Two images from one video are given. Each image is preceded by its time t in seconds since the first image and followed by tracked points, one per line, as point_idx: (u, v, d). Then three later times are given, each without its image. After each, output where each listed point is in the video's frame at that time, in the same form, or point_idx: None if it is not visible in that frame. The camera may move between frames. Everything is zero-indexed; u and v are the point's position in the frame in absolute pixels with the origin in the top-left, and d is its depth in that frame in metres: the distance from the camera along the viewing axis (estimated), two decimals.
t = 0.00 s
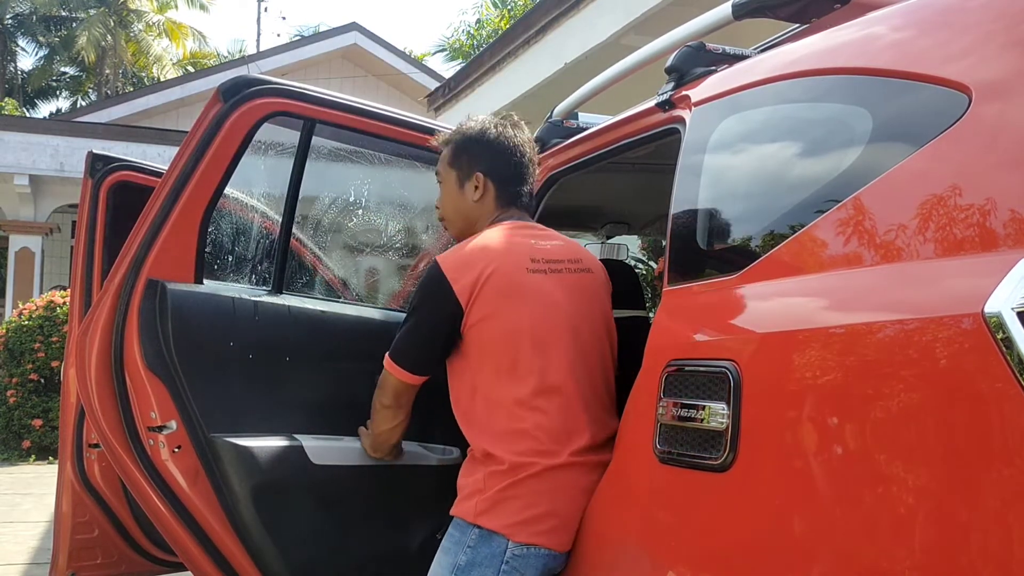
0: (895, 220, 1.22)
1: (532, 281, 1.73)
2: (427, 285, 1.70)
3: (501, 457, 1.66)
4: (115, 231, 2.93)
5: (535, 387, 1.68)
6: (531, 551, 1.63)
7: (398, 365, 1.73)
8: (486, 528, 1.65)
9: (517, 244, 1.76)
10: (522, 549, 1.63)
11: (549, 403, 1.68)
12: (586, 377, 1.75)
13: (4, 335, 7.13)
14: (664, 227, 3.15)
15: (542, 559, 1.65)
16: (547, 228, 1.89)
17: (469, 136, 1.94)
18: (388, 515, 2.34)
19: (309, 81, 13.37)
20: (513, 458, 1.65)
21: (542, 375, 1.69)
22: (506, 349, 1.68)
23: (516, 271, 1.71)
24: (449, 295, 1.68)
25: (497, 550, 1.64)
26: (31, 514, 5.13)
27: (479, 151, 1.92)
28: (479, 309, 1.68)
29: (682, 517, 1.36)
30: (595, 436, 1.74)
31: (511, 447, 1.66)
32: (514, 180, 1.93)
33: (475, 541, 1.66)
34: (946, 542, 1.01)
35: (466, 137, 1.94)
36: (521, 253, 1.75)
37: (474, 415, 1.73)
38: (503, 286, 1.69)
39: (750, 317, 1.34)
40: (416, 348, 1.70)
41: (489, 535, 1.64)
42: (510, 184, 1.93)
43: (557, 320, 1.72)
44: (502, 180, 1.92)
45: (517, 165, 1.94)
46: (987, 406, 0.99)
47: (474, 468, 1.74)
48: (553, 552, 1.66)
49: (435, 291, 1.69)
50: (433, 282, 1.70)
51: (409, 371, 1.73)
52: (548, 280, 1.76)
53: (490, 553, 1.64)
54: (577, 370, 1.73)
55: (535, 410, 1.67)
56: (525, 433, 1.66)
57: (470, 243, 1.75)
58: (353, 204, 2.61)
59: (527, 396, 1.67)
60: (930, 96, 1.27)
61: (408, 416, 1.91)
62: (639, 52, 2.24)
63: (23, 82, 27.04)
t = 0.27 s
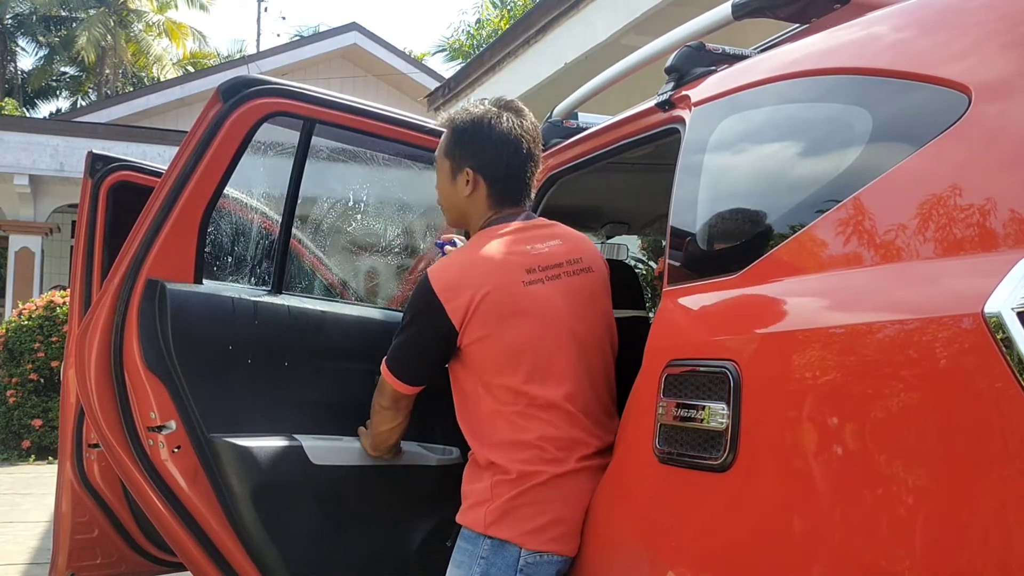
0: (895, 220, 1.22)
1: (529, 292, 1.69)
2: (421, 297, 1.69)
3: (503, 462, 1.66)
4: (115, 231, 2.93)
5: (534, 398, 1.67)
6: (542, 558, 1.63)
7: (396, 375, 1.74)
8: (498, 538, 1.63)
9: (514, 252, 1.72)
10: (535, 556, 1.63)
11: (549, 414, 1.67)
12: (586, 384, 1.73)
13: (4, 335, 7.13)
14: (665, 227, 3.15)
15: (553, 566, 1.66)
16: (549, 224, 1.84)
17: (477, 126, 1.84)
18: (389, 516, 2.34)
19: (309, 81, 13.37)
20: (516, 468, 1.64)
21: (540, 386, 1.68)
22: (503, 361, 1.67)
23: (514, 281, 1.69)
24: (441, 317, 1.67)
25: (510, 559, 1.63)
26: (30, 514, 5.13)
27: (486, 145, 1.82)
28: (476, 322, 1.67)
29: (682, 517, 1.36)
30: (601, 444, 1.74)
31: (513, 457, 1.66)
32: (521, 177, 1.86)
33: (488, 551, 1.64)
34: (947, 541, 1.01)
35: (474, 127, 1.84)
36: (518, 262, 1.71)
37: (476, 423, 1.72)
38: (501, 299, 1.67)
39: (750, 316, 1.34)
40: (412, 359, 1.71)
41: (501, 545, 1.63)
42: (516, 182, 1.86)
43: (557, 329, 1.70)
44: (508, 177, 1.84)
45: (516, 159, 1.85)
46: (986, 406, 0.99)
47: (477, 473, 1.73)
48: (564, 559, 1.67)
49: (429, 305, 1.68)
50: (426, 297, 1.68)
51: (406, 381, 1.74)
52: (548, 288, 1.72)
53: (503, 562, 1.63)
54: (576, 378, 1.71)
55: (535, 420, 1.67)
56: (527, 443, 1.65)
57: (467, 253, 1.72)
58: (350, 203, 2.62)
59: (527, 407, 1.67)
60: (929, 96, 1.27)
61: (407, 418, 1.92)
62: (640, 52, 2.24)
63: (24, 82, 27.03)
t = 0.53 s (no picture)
0: (895, 220, 1.22)
1: (540, 300, 1.68)
2: (432, 305, 1.66)
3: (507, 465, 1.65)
4: (114, 231, 2.93)
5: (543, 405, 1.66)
6: (543, 559, 1.63)
7: (405, 381, 1.71)
8: (498, 538, 1.63)
9: (524, 260, 1.70)
10: (535, 557, 1.63)
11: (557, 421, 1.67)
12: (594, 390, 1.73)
13: (4, 335, 7.13)
14: (665, 228, 3.12)
15: (554, 567, 1.66)
16: (559, 226, 1.82)
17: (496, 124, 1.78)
18: (389, 516, 2.34)
19: (309, 81, 13.37)
20: (522, 472, 1.64)
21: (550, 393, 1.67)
22: (513, 369, 1.66)
23: (524, 286, 1.67)
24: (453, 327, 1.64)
25: (510, 560, 1.63)
26: (30, 514, 5.13)
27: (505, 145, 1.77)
28: (488, 331, 1.64)
29: (682, 518, 1.36)
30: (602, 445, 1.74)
31: (518, 461, 1.65)
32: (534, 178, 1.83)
33: (488, 552, 1.64)
34: (947, 540, 1.01)
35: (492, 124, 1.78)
36: (528, 271, 1.69)
37: (482, 429, 1.71)
38: (512, 306, 1.65)
39: (750, 316, 1.34)
40: (422, 365, 1.68)
41: (500, 545, 1.63)
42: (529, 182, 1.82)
43: (566, 336, 1.69)
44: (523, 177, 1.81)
45: (525, 164, 1.80)
46: (986, 406, 0.99)
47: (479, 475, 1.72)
48: (565, 559, 1.67)
49: (441, 313, 1.65)
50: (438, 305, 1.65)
51: (415, 387, 1.72)
52: (558, 296, 1.71)
53: (502, 562, 1.63)
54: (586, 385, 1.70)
55: (543, 427, 1.66)
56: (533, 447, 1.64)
57: (480, 260, 1.69)
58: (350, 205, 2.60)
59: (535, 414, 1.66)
60: (930, 96, 1.27)
61: (411, 418, 1.91)
62: (640, 52, 2.24)
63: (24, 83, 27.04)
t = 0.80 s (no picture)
0: (895, 220, 1.22)
1: (559, 297, 1.69)
2: (459, 298, 1.64)
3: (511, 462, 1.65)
4: (115, 230, 2.93)
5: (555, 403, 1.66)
6: (540, 555, 1.63)
7: (423, 385, 1.67)
8: (496, 533, 1.63)
9: (542, 257, 1.70)
10: (532, 553, 1.62)
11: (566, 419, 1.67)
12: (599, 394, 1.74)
13: (4, 335, 7.13)
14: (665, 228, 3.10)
15: (552, 564, 1.65)
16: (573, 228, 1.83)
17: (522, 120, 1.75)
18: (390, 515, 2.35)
19: (309, 81, 13.37)
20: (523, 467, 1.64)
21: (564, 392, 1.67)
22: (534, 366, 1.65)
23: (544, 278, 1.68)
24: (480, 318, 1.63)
25: (508, 556, 1.63)
26: (30, 514, 5.13)
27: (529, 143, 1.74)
28: (514, 324, 1.64)
29: (682, 518, 1.36)
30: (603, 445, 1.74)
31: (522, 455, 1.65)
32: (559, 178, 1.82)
33: (485, 547, 1.64)
34: (947, 540, 1.01)
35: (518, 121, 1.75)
36: (547, 267, 1.69)
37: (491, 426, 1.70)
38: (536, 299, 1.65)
39: (750, 317, 1.34)
40: (444, 362, 1.64)
41: (498, 540, 1.63)
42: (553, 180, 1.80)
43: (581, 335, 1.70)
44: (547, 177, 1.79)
45: (548, 166, 1.77)
46: (987, 405, 0.99)
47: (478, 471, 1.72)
48: (563, 556, 1.66)
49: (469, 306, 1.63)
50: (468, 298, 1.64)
51: (435, 390, 1.67)
52: (577, 296, 1.71)
53: (500, 558, 1.63)
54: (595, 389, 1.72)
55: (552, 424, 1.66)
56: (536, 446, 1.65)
57: (504, 253, 1.69)
58: (351, 204, 2.61)
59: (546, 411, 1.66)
60: (930, 96, 1.27)
61: (424, 431, 1.88)
62: (640, 52, 2.24)
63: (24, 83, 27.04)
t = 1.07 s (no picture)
0: (895, 220, 1.22)
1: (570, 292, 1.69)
2: (489, 288, 1.57)
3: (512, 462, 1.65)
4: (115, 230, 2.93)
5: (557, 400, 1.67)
6: (539, 554, 1.62)
7: (483, 381, 1.52)
8: (495, 532, 1.63)
9: (554, 252, 1.70)
10: (530, 552, 1.61)
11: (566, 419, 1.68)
12: (602, 395, 1.74)
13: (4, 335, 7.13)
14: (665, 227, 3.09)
15: (551, 564, 1.64)
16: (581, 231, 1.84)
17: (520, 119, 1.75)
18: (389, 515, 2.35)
19: (309, 81, 13.37)
20: (524, 465, 1.65)
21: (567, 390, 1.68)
22: (540, 362, 1.65)
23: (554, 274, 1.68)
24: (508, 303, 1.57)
25: (507, 555, 1.61)
26: (30, 514, 5.13)
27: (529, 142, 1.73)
28: (530, 315, 1.62)
29: (682, 518, 1.36)
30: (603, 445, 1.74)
31: (523, 452, 1.66)
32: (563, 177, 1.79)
33: (484, 547, 1.63)
34: (947, 539, 1.01)
35: (516, 120, 1.75)
36: (559, 263, 1.69)
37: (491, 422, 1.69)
38: (546, 291, 1.65)
39: (750, 317, 1.34)
40: (487, 346, 1.53)
41: (497, 540, 1.62)
42: (554, 180, 1.78)
43: (584, 334, 1.70)
44: (549, 175, 1.77)
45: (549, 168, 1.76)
46: (986, 405, 1.00)
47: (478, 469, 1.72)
48: (562, 556, 1.65)
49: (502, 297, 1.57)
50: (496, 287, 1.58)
51: (497, 386, 1.53)
52: (586, 295, 1.72)
53: (499, 558, 1.62)
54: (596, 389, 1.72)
55: (555, 422, 1.67)
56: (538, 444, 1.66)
57: (522, 245, 1.68)
58: (350, 204, 2.61)
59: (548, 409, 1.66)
60: (930, 96, 1.27)
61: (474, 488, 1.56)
62: (641, 52, 2.24)
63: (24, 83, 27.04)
